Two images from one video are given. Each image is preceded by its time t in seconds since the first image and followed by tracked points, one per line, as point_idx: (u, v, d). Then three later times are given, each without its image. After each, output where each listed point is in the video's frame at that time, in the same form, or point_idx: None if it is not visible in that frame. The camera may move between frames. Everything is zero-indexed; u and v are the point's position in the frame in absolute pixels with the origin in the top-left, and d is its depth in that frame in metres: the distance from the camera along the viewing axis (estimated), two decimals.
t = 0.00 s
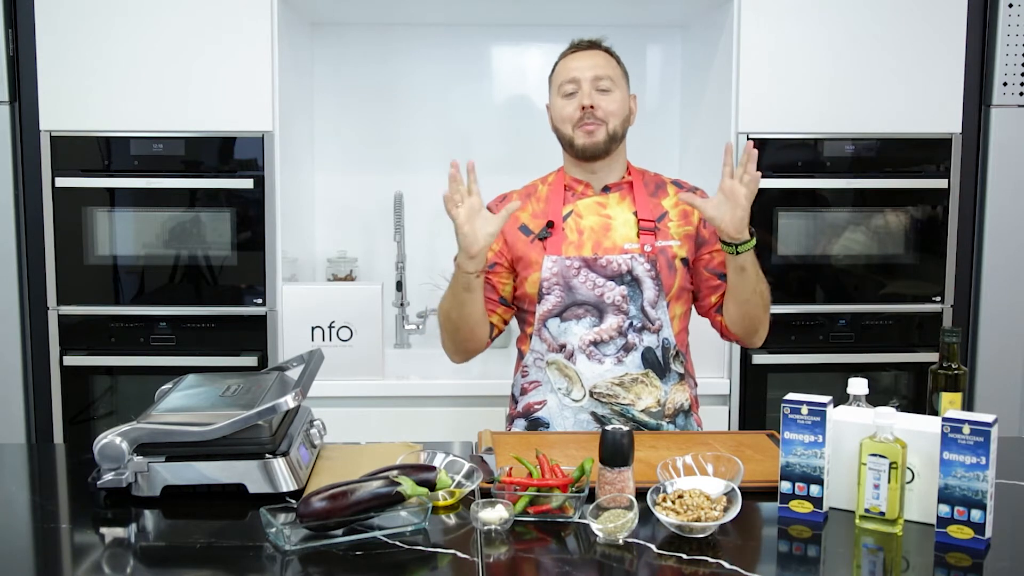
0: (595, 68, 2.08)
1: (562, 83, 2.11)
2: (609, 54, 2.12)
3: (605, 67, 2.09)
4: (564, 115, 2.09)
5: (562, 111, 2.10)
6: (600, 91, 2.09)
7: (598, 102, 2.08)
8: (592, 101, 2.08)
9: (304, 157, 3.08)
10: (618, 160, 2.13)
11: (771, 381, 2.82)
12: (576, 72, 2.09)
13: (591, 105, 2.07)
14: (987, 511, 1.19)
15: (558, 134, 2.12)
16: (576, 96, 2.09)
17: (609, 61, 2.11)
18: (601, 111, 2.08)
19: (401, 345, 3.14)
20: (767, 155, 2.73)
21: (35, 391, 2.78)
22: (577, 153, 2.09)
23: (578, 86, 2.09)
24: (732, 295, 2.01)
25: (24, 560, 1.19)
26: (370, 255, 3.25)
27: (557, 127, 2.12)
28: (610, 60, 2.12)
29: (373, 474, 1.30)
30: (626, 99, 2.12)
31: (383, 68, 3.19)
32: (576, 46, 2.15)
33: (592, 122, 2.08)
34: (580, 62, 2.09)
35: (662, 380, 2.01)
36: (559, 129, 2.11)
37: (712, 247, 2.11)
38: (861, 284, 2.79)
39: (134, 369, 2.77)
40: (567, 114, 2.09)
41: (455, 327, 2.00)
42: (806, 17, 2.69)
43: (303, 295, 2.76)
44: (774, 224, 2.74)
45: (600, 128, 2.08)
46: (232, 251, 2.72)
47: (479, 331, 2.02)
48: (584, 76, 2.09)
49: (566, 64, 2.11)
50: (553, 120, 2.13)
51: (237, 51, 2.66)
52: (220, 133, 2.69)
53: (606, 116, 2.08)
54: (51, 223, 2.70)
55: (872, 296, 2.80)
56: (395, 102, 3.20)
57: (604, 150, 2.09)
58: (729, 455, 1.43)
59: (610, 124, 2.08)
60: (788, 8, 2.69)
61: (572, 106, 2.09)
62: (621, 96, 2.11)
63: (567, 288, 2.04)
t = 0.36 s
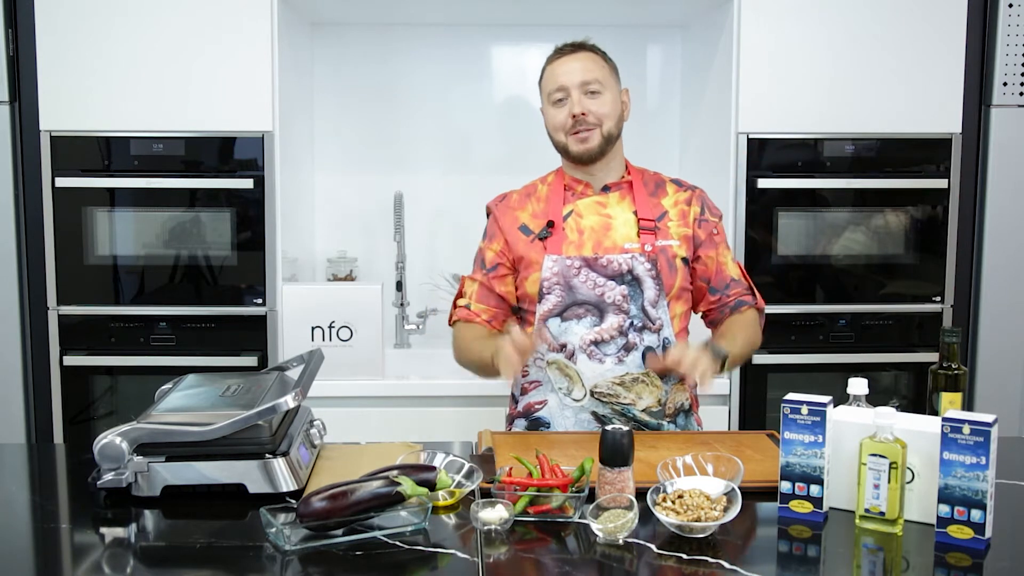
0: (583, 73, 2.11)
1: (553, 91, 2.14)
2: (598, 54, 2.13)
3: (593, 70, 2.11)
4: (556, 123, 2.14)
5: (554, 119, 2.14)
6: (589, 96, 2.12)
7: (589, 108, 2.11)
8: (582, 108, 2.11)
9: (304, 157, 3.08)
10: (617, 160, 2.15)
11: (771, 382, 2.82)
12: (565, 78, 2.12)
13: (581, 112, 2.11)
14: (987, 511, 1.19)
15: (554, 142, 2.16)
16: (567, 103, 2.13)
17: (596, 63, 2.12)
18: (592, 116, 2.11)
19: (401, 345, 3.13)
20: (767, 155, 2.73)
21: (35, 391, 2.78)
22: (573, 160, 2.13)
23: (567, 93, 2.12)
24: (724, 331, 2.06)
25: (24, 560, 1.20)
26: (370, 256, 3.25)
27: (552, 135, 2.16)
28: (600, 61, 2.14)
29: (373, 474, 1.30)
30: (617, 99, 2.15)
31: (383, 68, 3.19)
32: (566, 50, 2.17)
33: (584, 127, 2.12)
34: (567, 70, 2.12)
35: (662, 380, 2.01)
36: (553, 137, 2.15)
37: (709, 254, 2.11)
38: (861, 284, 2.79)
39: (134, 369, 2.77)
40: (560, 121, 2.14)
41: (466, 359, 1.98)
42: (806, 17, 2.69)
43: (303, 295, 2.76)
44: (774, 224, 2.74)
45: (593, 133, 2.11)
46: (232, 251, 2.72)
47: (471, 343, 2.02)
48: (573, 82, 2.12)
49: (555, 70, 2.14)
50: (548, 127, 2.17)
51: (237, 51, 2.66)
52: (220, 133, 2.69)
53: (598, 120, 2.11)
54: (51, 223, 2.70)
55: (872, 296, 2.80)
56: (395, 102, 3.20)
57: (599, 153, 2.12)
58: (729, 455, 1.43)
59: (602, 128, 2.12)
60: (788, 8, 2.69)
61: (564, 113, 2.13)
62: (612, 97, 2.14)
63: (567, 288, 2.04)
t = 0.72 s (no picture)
0: (584, 74, 2.04)
1: (553, 92, 2.07)
2: (597, 54, 2.06)
3: (593, 72, 2.04)
4: (557, 126, 2.07)
5: (555, 121, 2.08)
6: (589, 98, 2.05)
7: (590, 111, 2.05)
8: (584, 111, 2.04)
9: (304, 157, 3.08)
10: (617, 160, 2.13)
11: (771, 382, 2.82)
12: (565, 80, 2.05)
13: (582, 116, 2.04)
14: (987, 511, 1.19)
15: (555, 144, 2.11)
16: (567, 106, 2.06)
17: (597, 64, 2.05)
18: (594, 119, 2.05)
19: (401, 345, 3.13)
20: (767, 155, 2.73)
21: (35, 391, 2.78)
22: (575, 163, 2.09)
23: (568, 96, 2.05)
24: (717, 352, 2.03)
25: (24, 560, 1.20)
26: (370, 256, 3.25)
27: (553, 137, 2.11)
28: (599, 61, 2.06)
29: (373, 474, 1.30)
30: (617, 99, 2.09)
31: (383, 68, 3.19)
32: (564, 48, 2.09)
33: (586, 131, 2.06)
34: (567, 71, 2.04)
35: (661, 382, 2.03)
36: (555, 140, 2.10)
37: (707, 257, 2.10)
38: (861, 284, 2.79)
39: (134, 369, 2.77)
40: (560, 124, 2.07)
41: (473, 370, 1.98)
42: (806, 17, 2.69)
43: (303, 295, 2.75)
44: (774, 224, 2.74)
45: (595, 136, 2.06)
46: (232, 251, 2.72)
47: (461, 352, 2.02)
48: (573, 84, 2.04)
49: (554, 71, 2.06)
50: (548, 128, 2.11)
51: (237, 51, 2.66)
52: (220, 133, 2.69)
53: (600, 123, 2.06)
54: (51, 223, 2.70)
55: (872, 296, 2.80)
56: (395, 102, 3.20)
57: (601, 157, 2.09)
58: (729, 456, 1.43)
59: (604, 131, 2.06)
60: (787, 8, 2.69)
61: (564, 116, 2.07)
62: (612, 97, 2.08)
63: (568, 289, 2.04)
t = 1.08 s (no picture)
0: (593, 77, 2.05)
1: (561, 93, 2.07)
2: (607, 57, 2.07)
3: (603, 75, 2.05)
4: (563, 127, 2.08)
5: (561, 122, 2.08)
6: (598, 101, 2.06)
7: (598, 114, 2.05)
8: (592, 114, 2.05)
9: (304, 156, 3.08)
10: (621, 164, 2.13)
11: (771, 382, 2.82)
12: (574, 81, 2.06)
13: (590, 118, 2.04)
14: (987, 511, 1.19)
15: (559, 144, 2.11)
16: (575, 107, 2.07)
17: (607, 67, 2.06)
18: (601, 122, 2.06)
19: (401, 345, 3.13)
20: (767, 155, 2.73)
21: (35, 391, 2.78)
22: (578, 166, 2.09)
23: (576, 97, 2.06)
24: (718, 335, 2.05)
25: (24, 560, 1.20)
26: (370, 256, 3.25)
27: (557, 138, 2.11)
28: (609, 64, 2.08)
29: (373, 474, 1.30)
30: (625, 104, 2.10)
31: (383, 68, 3.19)
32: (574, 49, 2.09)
33: (592, 134, 2.06)
34: (576, 73, 2.06)
35: (661, 382, 2.02)
36: (558, 141, 2.10)
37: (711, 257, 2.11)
38: (861, 284, 2.79)
39: (134, 369, 2.77)
40: (566, 125, 2.08)
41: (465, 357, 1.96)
42: (806, 17, 2.69)
43: (303, 295, 2.75)
44: (774, 224, 2.74)
45: (601, 139, 2.06)
46: (232, 251, 2.72)
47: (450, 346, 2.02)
48: (582, 86, 2.05)
49: (563, 71, 2.06)
50: (553, 129, 2.11)
51: (237, 51, 2.66)
52: (220, 133, 2.69)
53: (607, 127, 2.06)
54: (51, 222, 2.70)
55: (872, 296, 2.80)
56: (395, 102, 3.20)
57: (606, 160, 2.09)
58: (729, 455, 1.43)
59: (610, 135, 2.07)
60: (787, 8, 2.69)
61: (571, 117, 2.07)
62: (620, 102, 2.09)
63: (567, 288, 2.04)
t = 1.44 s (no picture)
0: (590, 75, 2.05)
1: (558, 91, 2.08)
2: (605, 55, 2.07)
3: (601, 73, 2.05)
4: (561, 125, 2.08)
5: (558, 119, 2.08)
6: (595, 98, 2.06)
7: (595, 112, 2.05)
8: (589, 111, 2.05)
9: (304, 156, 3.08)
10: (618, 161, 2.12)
11: (771, 381, 2.82)
12: (571, 79, 2.06)
13: (588, 115, 2.05)
14: (987, 512, 1.19)
15: (557, 142, 2.10)
16: (572, 105, 2.07)
17: (604, 65, 2.06)
18: (599, 119, 2.05)
19: (401, 345, 3.13)
20: (767, 155, 2.73)
21: (35, 391, 2.78)
22: (576, 163, 2.09)
23: (573, 95, 2.06)
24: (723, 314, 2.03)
25: (24, 560, 1.20)
26: (370, 256, 3.25)
27: (555, 136, 2.11)
28: (608, 63, 2.07)
29: (373, 474, 1.30)
30: (622, 102, 2.09)
31: (383, 68, 3.19)
32: (571, 47, 2.09)
33: (590, 132, 2.06)
34: (573, 70, 2.06)
35: (661, 379, 2.02)
36: (556, 139, 2.10)
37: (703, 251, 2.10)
38: (861, 284, 2.79)
39: (134, 369, 2.77)
40: (564, 123, 2.08)
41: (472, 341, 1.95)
42: (806, 18, 2.69)
43: (303, 295, 2.75)
44: (774, 224, 2.74)
45: (599, 137, 2.06)
46: (232, 251, 2.72)
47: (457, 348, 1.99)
48: (580, 84, 2.05)
49: (560, 70, 2.07)
50: (551, 127, 2.11)
51: (237, 51, 2.66)
52: (220, 133, 2.69)
53: (605, 124, 2.06)
54: (51, 222, 2.70)
55: (872, 296, 2.80)
56: (395, 102, 3.20)
57: (603, 157, 2.08)
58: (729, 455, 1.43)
59: (608, 132, 2.06)
60: (787, 8, 2.69)
61: (569, 115, 2.07)
62: (618, 99, 2.08)
63: (567, 286, 2.04)
